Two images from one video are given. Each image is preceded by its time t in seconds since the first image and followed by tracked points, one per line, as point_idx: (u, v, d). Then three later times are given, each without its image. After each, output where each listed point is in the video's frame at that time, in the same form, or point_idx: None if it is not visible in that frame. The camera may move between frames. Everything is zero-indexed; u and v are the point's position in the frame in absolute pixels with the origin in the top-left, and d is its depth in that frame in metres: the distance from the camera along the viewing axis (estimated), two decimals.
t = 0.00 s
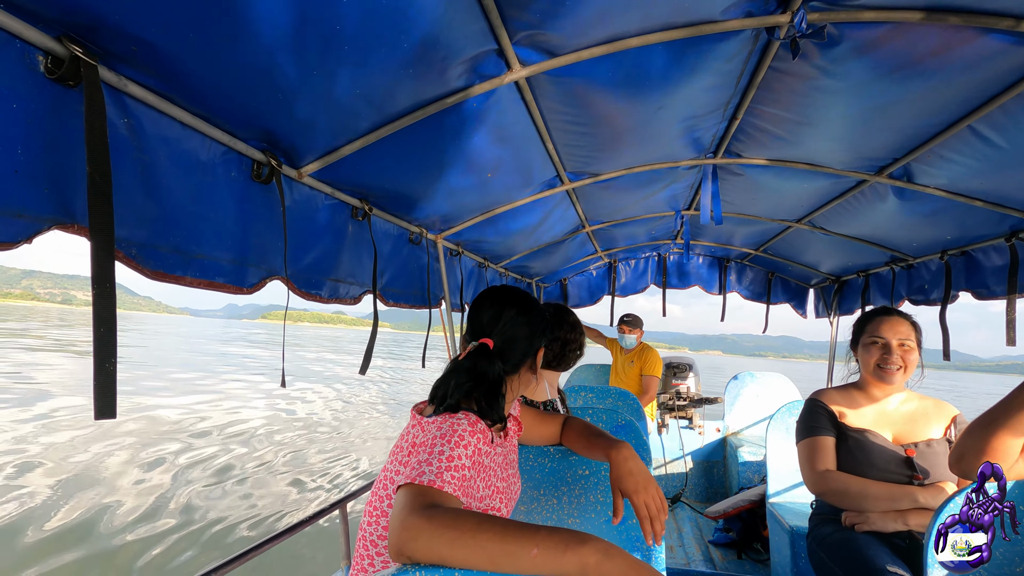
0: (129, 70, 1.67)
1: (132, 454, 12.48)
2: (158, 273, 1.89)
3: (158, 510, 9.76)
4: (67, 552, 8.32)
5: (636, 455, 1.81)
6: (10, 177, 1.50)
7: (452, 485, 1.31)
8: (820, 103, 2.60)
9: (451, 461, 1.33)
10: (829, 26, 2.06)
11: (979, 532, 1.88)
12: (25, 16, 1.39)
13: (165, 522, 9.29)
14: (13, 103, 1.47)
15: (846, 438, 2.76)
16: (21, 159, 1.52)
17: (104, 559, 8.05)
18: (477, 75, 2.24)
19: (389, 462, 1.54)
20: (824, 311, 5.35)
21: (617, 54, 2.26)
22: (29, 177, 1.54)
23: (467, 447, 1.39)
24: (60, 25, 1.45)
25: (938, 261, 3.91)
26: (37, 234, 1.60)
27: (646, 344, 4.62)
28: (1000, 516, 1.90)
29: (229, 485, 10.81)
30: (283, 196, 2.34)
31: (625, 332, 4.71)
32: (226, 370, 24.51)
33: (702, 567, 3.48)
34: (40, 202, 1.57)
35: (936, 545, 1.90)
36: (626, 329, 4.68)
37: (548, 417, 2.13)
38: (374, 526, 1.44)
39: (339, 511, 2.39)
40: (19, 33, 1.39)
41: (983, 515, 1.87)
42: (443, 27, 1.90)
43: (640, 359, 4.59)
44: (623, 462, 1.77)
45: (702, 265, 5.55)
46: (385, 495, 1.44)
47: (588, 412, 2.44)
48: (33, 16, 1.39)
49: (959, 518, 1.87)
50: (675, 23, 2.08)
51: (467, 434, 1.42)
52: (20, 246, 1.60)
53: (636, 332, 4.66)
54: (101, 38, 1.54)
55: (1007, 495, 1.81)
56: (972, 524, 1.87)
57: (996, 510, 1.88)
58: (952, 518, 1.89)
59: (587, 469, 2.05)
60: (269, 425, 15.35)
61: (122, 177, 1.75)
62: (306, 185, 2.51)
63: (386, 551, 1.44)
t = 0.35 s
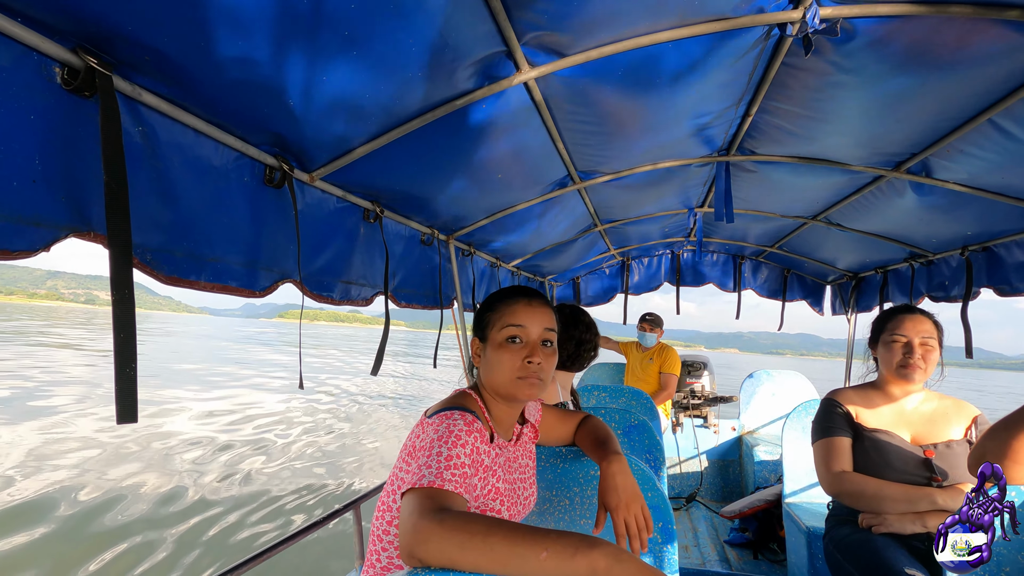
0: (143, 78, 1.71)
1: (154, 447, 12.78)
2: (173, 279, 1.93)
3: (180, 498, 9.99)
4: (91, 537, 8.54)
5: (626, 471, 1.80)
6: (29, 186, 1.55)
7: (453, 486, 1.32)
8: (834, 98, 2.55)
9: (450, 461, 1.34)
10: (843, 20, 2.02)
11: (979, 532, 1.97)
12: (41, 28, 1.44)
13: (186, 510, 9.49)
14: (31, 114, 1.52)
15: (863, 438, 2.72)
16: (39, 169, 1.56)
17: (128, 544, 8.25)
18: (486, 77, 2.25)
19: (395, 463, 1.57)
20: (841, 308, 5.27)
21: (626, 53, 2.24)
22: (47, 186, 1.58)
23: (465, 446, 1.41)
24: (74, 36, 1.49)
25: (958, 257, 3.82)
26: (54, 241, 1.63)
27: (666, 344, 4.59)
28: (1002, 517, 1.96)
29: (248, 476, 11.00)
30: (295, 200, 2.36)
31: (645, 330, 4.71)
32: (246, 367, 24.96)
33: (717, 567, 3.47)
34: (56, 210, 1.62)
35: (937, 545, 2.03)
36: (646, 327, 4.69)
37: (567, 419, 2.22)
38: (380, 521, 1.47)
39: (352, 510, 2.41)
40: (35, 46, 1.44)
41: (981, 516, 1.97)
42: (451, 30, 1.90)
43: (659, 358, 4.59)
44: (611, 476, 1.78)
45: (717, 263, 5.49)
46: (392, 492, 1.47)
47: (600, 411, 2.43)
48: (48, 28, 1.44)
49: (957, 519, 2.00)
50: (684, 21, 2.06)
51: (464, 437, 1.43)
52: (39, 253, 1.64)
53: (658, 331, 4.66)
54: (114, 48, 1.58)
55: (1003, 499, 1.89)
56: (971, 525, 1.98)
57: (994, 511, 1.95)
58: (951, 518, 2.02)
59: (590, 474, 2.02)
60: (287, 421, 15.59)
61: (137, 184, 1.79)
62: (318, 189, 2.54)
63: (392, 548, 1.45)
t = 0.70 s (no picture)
0: (166, 77, 1.72)
1: (183, 437, 13.11)
2: (193, 276, 1.94)
3: (209, 480, 10.21)
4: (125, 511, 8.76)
5: (647, 470, 1.78)
6: (53, 184, 1.56)
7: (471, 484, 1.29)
8: (868, 85, 2.45)
9: (465, 457, 1.31)
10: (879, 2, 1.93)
11: (980, 532, 2.14)
12: (66, 27, 1.46)
13: (213, 491, 9.69)
14: (55, 113, 1.53)
15: (898, 440, 2.60)
16: (63, 167, 1.58)
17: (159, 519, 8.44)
18: (507, 70, 2.21)
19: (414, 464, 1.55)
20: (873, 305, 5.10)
21: (650, 42, 2.19)
22: (70, 185, 1.59)
23: (479, 442, 1.38)
24: (98, 35, 1.51)
25: (999, 251, 3.64)
26: (78, 240, 1.65)
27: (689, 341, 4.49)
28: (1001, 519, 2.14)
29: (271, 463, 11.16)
30: (317, 198, 2.36)
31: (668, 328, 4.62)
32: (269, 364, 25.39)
33: (746, 570, 3.39)
34: (81, 208, 1.63)
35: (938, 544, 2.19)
36: (669, 324, 4.58)
37: (594, 412, 2.22)
38: (402, 520, 1.45)
39: (376, 508, 2.41)
40: (60, 44, 1.47)
41: (981, 515, 2.16)
42: (470, 22, 1.87)
43: (681, 356, 4.51)
44: (630, 473, 1.77)
45: (742, 260, 5.37)
46: (413, 490, 1.45)
47: (625, 409, 2.37)
48: (73, 27, 1.46)
49: (958, 520, 2.19)
50: (708, 8, 2.00)
51: (480, 436, 1.39)
52: (62, 252, 1.65)
53: (680, 329, 4.57)
54: (138, 47, 1.59)
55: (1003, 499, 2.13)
56: (970, 525, 2.17)
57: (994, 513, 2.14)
58: (952, 518, 2.21)
59: (616, 474, 1.96)
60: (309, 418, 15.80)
61: (160, 182, 1.80)
62: (339, 186, 2.54)
63: (414, 548, 1.42)
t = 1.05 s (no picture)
0: (225, 74, 1.76)
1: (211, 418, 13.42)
2: (251, 271, 1.98)
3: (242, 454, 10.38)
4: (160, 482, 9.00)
5: (726, 454, 1.73)
6: (125, 179, 1.62)
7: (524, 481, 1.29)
8: (920, 78, 2.39)
9: (524, 452, 1.30)
10: None
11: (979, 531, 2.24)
12: (136, 26, 1.50)
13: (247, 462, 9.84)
14: (127, 109, 1.58)
15: (950, 443, 2.51)
16: (134, 163, 1.63)
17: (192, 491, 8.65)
18: (552, 65, 2.21)
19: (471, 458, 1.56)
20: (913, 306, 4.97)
21: (698, 36, 2.16)
22: (140, 179, 1.65)
23: (537, 435, 1.37)
24: (165, 33, 1.55)
25: None
26: (146, 234, 1.70)
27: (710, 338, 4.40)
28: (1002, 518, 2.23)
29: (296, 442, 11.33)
30: (362, 194, 2.39)
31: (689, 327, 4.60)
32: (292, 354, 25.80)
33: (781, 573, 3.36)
34: (149, 203, 1.69)
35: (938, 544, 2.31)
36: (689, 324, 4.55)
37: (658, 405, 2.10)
38: (460, 510, 1.46)
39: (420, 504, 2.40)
40: (130, 43, 1.50)
41: (981, 515, 2.25)
42: (520, 18, 1.87)
43: (703, 354, 4.41)
44: (708, 458, 1.72)
45: (774, 258, 5.26)
46: (472, 483, 1.45)
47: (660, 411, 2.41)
48: (142, 26, 1.50)
49: (959, 521, 2.27)
50: None
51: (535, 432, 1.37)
52: (132, 245, 1.70)
53: (701, 328, 4.54)
54: (201, 44, 1.63)
55: (1004, 500, 2.23)
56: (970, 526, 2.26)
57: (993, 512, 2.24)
58: (952, 519, 2.29)
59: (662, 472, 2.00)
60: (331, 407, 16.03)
61: (219, 178, 1.84)
62: (382, 182, 2.55)
63: (472, 538, 1.43)
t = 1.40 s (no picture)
0: (258, 76, 1.79)
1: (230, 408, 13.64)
2: (283, 269, 2.03)
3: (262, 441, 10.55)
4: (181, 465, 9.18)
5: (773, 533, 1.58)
6: (165, 179, 1.66)
7: (521, 485, 1.28)
8: (949, 75, 2.35)
9: (512, 460, 1.28)
10: None
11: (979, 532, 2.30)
12: (175, 29, 1.54)
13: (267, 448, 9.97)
14: (166, 110, 1.62)
15: (981, 446, 2.45)
16: (172, 163, 1.67)
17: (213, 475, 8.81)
18: (577, 65, 2.21)
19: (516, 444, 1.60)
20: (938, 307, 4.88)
21: (723, 34, 2.15)
22: (179, 179, 1.69)
23: (537, 447, 1.29)
24: (202, 36, 1.59)
25: None
26: (184, 233, 1.75)
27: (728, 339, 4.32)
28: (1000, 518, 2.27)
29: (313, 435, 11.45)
30: (388, 193, 2.41)
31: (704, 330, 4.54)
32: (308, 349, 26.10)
33: None
34: (187, 203, 1.73)
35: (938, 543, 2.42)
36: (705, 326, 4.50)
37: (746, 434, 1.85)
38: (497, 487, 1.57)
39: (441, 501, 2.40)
40: (169, 46, 1.54)
41: (980, 515, 2.29)
42: (546, 18, 1.88)
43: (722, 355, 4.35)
44: (754, 525, 1.59)
45: (794, 259, 5.21)
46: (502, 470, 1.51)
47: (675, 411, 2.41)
48: (181, 29, 1.54)
49: (959, 522, 2.31)
50: None
51: (553, 434, 1.31)
52: (171, 244, 1.75)
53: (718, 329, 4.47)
54: (236, 46, 1.66)
55: (1003, 500, 2.25)
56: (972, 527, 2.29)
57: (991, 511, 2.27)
58: (953, 520, 2.32)
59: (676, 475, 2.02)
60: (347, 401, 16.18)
61: (253, 178, 1.88)
62: (406, 183, 2.58)
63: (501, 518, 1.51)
